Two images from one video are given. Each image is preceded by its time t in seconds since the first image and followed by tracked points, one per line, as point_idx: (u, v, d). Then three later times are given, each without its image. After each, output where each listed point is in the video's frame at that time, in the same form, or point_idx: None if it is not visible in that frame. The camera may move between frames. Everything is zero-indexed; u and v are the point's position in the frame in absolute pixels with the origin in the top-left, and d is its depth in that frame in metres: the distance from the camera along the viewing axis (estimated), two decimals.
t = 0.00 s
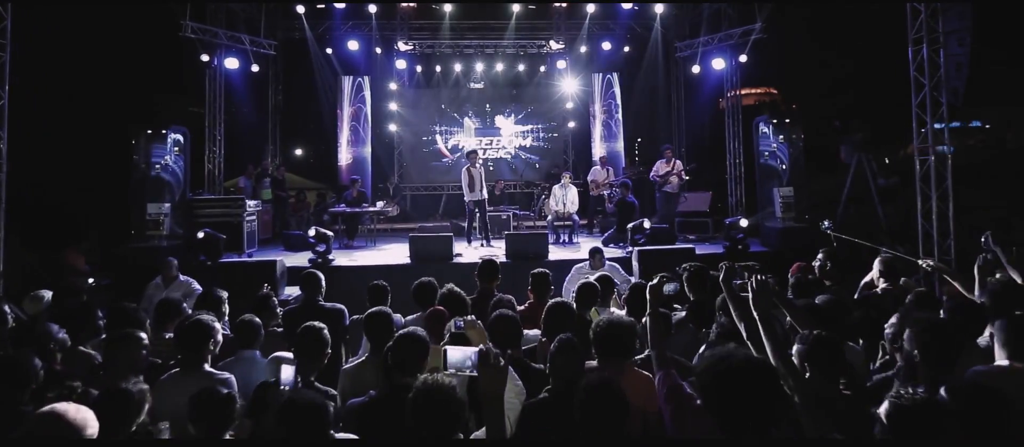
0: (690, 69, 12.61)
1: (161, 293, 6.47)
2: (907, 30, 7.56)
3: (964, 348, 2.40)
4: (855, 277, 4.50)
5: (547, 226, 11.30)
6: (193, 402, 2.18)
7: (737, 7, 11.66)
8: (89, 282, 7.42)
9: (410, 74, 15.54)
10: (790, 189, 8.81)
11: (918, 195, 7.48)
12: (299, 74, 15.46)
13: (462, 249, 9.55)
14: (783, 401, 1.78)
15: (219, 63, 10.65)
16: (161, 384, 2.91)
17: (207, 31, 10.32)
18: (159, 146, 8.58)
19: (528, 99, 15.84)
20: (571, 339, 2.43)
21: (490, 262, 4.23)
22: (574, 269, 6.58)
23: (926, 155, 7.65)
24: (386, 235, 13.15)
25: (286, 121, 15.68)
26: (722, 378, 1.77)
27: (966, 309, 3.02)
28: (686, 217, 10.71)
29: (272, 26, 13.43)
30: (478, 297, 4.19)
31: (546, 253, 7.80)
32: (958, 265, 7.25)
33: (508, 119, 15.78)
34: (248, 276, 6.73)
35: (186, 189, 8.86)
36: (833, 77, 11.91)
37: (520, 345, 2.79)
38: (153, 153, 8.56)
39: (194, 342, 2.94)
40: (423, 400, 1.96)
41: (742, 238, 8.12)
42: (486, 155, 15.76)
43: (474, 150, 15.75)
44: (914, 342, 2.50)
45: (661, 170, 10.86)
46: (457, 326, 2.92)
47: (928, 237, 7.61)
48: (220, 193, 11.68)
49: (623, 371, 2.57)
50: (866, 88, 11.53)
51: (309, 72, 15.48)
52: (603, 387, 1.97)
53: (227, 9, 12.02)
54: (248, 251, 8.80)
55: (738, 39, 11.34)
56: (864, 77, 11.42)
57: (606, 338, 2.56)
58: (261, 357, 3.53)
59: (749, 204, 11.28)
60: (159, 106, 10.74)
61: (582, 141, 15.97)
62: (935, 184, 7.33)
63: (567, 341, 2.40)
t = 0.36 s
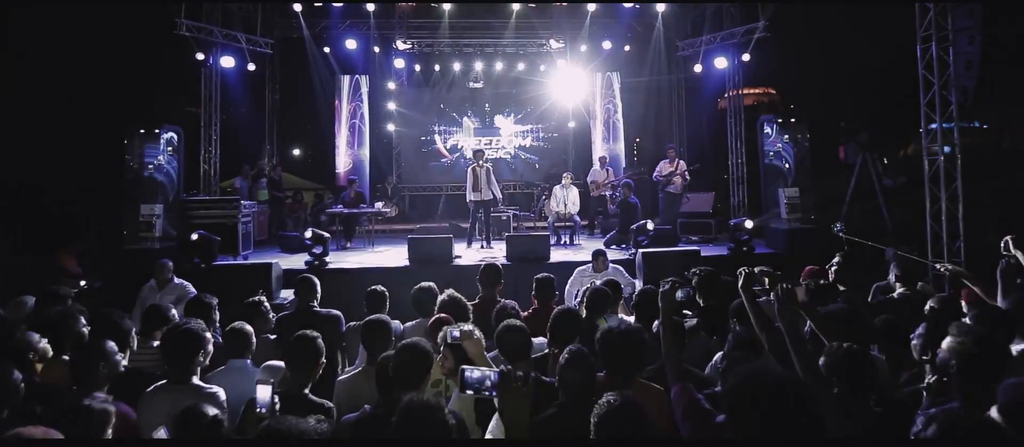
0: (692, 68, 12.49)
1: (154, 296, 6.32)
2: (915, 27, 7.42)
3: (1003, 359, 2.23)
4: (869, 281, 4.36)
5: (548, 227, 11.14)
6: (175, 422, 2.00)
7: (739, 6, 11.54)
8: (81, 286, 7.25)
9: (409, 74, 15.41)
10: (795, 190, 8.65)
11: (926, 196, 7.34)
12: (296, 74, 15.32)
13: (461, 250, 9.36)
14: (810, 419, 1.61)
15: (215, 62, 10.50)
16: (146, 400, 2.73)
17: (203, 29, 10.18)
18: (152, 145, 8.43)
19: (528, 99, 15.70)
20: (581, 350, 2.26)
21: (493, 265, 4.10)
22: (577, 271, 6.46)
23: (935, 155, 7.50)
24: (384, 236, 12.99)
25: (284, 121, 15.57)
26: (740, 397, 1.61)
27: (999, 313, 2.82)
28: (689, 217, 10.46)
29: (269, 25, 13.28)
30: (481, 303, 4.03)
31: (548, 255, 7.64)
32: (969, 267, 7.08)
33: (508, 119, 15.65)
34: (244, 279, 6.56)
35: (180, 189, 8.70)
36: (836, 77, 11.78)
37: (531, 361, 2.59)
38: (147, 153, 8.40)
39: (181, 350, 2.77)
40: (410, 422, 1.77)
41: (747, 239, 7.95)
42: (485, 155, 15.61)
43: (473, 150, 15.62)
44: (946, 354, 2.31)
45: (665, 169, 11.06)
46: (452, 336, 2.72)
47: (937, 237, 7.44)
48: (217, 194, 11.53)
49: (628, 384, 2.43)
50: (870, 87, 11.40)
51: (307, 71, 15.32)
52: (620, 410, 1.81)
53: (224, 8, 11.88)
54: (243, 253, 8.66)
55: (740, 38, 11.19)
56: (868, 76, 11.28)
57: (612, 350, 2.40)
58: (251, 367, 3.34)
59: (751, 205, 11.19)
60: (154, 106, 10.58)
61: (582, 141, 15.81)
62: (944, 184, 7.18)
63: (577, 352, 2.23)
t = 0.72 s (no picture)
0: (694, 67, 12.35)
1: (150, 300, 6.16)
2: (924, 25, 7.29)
3: None
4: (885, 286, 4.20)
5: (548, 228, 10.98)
6: None
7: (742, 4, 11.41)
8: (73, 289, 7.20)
9: (407, 73, 15.25)
10: (801, 190, 8.54)
11: (934, 195, 7.19)
12: (293, 73, 15.15)
13: (461, 252, 9.18)
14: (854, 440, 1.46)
15: (210, 60, 10.36)
16: (130, 416, 2.57)
17: (198, 27, 10.02)
18: (144, 146, 8.11)
19: (528, 99, 15.53)
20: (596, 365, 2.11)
21: (496, 270, 3.94)
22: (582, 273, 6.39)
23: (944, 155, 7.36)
24: (382, 237, 12.83)
25: (280, 121, 15.39)
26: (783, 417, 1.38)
27: None
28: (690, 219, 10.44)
29: (265, 23, 13.11)
30: (483, 309, 3.87)
31: (549, 257, 7.48)
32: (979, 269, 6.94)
33: (507, 119, 15.46)
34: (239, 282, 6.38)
35: (173, 190, 8.52)
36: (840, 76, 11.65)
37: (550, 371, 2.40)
38: (138, 154, 8.09)
39: (167, 366, 2.60)
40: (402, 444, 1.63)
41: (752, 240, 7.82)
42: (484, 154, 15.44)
43: (472, 150, 15.45)
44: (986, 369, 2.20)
45: (665, 170, 10.59)
46: (454, 346, 2.54)
47: (947, 239, 7.30)
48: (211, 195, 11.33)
49: (634, 399, 2.35)
50: (874, 87, 11.27)
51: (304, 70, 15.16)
52: (643, 433, 1.66)
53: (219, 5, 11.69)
54: (237, 256, 8.47)
55: (743, 36, 11.05)
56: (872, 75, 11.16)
57: (626, 364, 2.31)
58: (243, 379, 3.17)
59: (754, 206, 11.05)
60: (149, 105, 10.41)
61: (582, 141, 15.66)
62: (954, 184, 7.05)
63: (590, 367, 2.09)
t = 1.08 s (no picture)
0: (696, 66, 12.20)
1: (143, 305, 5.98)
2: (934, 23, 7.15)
3: None
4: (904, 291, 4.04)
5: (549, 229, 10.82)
6: None
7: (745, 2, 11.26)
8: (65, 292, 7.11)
9: (406, 72, 15.10)
10: (809, 191, 8.50)
11: (945, 197, 7.05)
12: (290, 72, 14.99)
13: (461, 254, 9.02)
14: None
15: (206, 59, 10.15)
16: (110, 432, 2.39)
17: (193, 25, 9.86)
18: (137, 146, 7.99)
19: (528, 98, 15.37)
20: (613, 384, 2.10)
21: (500, 275, 3.78)
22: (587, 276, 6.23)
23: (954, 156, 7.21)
24: (381, 239, 12.64)
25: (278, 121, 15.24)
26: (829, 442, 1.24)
27: None
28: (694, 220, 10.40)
29: (262, 21, 12.93)
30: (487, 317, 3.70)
31: (552, 259, 7.32)
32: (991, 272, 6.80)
33: (507, 119, 15.27)
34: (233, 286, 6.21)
35: (167, 191, 8.34)
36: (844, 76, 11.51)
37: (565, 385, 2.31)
38: (132, 154, 7.97)
39: (150, 380, 2.44)
40: None
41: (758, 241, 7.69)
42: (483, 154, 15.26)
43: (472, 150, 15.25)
44: None
45: (667, 171, 10.37)
46: (460, 354, 2.34)
47: (957, 241, 7.16)
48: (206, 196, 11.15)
49: (656, 418, 2.21)
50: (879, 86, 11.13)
51: (302, 70, 14.99)
52: None
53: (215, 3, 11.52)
54: (233, 258, 8.30)
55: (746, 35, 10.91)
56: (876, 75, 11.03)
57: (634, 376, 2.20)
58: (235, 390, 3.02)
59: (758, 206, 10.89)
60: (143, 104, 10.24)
61: (583, 140, 15.51)
62: (964, 185, 6.90)
63: (607, 387, 2.08)
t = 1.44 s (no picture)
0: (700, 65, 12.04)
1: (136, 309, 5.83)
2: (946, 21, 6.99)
3: None
4: (929, 297, 3.83)
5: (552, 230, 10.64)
6: None
7: None
8: (59, 295, 6.75)
9: (406, 72, 14.97)
10: (816, 191, 8.34)
11: (958, 199, 6.91)
12: (289, 71, 14.83)
13: (462, 256, 8.83)
14: None
15: (202, 58, 10.07)
16: None
17: (189, 24, 9.73)
18: (131, 146, 7.84)
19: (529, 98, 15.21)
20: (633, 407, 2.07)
21: (507, 282, 3.64)
22: (593, 279, 6.07)
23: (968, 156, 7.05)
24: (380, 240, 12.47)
25: (276, 122, 15.09)
26: None
27: None
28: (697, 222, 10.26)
29: (260, 20, 12.76)
30: (493, 325, 3.54)
31: (555, 261, 7.14)
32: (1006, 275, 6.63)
33: (507, 118, 15.09)
34: (228, 290, 6.01)
35: (162, 193, 8.17)
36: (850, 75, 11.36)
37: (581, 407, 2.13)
38: (126, 154, 7.82)
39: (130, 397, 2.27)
40: None
41: (766, 243, 7.53)
42: (483, 154, 15.08)
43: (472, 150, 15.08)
44: None
45: (671, 171, 10.18)
46: (469, 365, 2.19)
47: (970, 244, 6.99)
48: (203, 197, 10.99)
49: (680, 438, 2.06)
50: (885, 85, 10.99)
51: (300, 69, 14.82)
52: None
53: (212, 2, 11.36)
54: (229, 260, 8.12)
55: (751, 33, 10.73)
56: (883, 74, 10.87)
57: (654, 390, 2.07)
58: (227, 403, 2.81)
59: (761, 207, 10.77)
60: (137, 104, 10.05)
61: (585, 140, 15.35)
62: (978, 187, 6.74)
63: (627, 408, 2.04)
